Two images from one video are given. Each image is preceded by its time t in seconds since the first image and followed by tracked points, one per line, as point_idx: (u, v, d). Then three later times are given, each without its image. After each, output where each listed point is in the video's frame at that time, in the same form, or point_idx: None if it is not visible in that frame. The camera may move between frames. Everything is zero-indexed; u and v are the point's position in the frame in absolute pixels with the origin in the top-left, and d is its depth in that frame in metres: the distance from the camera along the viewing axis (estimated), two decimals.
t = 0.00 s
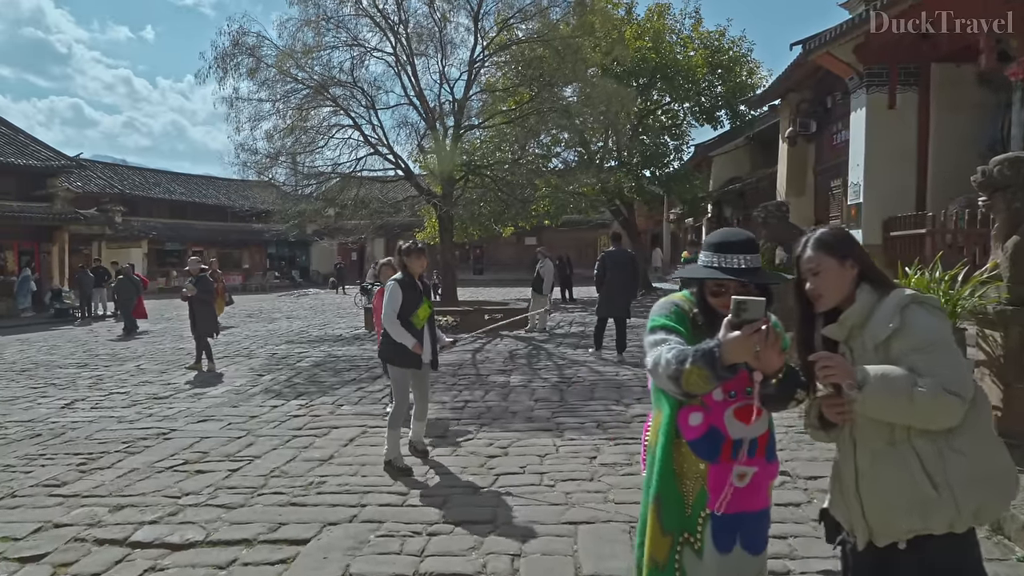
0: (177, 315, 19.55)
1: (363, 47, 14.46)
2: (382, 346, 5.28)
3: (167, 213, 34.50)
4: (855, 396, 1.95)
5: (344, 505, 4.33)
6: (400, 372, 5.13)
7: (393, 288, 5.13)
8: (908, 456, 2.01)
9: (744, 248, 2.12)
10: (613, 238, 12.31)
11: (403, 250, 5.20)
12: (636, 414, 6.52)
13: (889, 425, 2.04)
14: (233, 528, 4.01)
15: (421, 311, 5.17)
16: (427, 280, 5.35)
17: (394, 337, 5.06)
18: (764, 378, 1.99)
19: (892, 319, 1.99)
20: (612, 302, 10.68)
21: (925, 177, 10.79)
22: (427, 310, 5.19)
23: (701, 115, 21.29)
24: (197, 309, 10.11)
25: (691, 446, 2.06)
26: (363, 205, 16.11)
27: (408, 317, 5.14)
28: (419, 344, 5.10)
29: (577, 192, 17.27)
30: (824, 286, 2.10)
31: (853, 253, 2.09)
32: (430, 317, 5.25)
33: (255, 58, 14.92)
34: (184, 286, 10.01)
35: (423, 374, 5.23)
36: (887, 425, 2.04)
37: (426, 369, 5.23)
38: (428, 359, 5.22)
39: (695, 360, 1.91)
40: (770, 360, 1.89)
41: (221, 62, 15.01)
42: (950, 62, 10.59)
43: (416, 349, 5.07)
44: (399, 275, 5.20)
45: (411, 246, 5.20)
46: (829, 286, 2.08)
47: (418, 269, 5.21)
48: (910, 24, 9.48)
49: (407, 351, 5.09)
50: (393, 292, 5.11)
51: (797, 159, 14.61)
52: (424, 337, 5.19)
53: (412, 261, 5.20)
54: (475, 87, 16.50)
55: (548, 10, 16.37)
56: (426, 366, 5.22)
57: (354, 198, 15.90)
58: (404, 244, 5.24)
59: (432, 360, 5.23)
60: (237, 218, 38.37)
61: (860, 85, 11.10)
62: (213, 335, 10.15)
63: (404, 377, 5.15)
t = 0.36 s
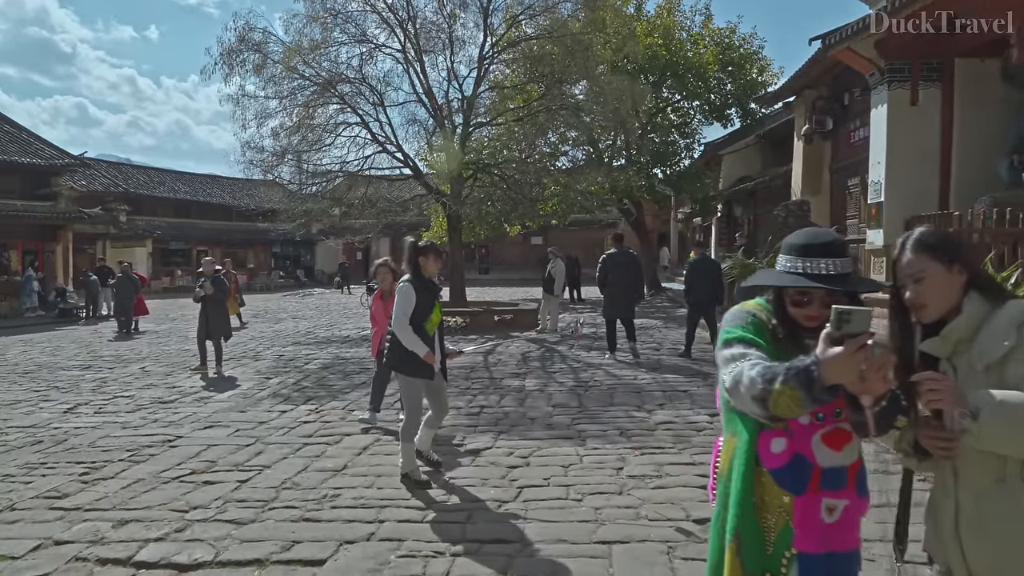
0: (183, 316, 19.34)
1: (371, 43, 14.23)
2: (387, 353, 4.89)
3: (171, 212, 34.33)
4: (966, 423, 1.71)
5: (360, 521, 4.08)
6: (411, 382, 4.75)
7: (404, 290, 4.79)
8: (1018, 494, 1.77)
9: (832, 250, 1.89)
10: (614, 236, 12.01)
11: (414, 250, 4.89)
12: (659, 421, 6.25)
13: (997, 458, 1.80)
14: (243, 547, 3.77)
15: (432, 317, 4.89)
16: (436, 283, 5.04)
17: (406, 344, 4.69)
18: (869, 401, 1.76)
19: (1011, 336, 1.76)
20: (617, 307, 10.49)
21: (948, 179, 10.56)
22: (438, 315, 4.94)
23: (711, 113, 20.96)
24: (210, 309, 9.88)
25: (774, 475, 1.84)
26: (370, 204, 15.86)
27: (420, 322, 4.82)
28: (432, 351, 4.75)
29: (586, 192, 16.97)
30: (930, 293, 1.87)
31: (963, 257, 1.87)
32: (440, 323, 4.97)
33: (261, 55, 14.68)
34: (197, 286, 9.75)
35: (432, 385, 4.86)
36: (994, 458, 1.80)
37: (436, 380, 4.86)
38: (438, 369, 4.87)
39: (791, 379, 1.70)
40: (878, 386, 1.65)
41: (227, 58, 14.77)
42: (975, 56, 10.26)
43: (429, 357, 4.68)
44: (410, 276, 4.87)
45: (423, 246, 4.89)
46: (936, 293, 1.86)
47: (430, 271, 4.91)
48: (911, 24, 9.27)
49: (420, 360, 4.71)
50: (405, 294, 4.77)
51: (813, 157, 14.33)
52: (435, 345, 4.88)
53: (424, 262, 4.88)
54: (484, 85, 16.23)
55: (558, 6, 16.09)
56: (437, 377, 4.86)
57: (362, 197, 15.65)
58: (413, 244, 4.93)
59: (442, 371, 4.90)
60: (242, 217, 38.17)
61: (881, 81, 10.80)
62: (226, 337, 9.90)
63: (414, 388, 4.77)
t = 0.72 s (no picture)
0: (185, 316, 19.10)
1: (375, 37, 13.98)
2: (393, 354, 4.64)
3: (174, 210, 34.13)
4: None
5: (366, 535, 3.84)
6: (419, 386, 4.50)
7: (412, 289, 4.52)
8: None
9: (918, 241, 1.64)
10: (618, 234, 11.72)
11: (423, 245, 4.63)
12: (678, 425, 5.99)
13: None
14: (242, 563, 3.53)
15: (441, 317, 4.64)
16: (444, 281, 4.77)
17: (415, 345, 4.43)
18: (966, 414, 1.53)
19: None
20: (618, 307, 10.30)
21: (967, 171, 10.24)
22: (447, 316, 4.69)
23: (719, 110, 20.66)
24: (217, 308, 9.62)
25: (850, 500, 1.63)
26: (374, 202, 15.63)
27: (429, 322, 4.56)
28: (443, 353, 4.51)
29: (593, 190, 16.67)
30: None
31: None
32: (448, 323, 4.72)
33: (263, 50, 14.42)
34: (201, 285, 9.51)
35: (439, 388, 4.63)
36: None
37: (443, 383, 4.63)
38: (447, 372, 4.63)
39: (879, 386, 1.46)
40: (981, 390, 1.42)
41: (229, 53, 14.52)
42: (995, 50, 10.03)
43: (440, 359, 4.45)
44: (418, 273, 4.60)
45: (433, 242, 4.62)
46: None
47: (439, 268, 4.64)
48: (911, 24, 9.52)
49: (430, 361, 4.48)
50: (413, 292, 4.51)
51: (826, 153, 14.05)
52: (444, 346, 4.64)
53: (433, 258, 4.62)
54: (489, 81, 15.93)
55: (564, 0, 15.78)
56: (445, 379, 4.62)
57: (366, 195, 15.41)
58: (421, 239, 4.66)
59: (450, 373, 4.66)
60: (245, 216, 37.93)
61: (898, 75, 10.48)
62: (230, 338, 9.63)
63: (422, 392, 4.51)
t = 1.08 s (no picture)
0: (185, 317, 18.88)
1: (377, 33, 13.73)
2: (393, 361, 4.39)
3: (175, 210, 33.94)
4: None
5: (365, 556, 3.58)
6: (421, 395, 4.26)
7: (414, 292, 4.26)
8: None
9: (1009, 238, 1.39)
10: (627, 234, 11.45)
11: (425, 246, 4.37)
12: (691, 434, 5.73)
13: None
14: None
15: (445, 322, 4.38)
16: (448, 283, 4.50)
17: (418, 353, 4.20)
18: None
19: None
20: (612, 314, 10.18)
21: (985, 170, 10.00)
22: (451, 322, 4.42)
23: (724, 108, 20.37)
24: (215, 313, 9.41)
25: (931, 550, 1.36)
26: (375, 201, 15.34)
27: (433, 328, 4.31)
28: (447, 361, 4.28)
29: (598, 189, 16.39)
30: None
31: None
32: (452, 328, 4.46)
33: (263, 45, 14.16)
34: (197, 287, 9.22)
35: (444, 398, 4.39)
36: None
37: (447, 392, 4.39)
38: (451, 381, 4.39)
39: (977, 414, 1.19)
40: None
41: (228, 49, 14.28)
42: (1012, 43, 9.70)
43: (444, 367, 4.22)
44: (420, 276, 4.34)
45: (436, 243, 4.36)
46: None
47: (443, 270, 4.38)
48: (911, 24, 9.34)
49: (433, 370, 4.24)
50: (415, 296, 4.24)
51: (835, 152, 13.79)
52: (448, 353, 4.39)
53: (436, 260, 4.36)
54: (493, 78, 15.64)
55: None
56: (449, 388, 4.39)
57: (367, 194, 15.15)
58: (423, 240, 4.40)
59: (454, 383, 4.42)
60: (247, 215, 37.72)
61: (913, 70, 10.19)
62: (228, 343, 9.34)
63: (425, 403, 4.27)
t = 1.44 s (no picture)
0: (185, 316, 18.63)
1: (380, 27, 13.46)
2: (395, 356, 4.14)
3: (176, 208, 33.72)
4: None
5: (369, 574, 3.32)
6: (424, 395, 4.00)
7: (425, 284, 4.01)
8: None
9: None
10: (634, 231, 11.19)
11: (439, 239, 4.12)
12: (710, 438, 5.47)
13: None
14: None
15: (455, 320, 4.11)
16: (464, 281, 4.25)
17: (423, 347, 3.95)
18: None
19: None
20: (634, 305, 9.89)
21: (1006, 166, 9.71)
22: (463, 319, 4.14)
23: (731, 104, 20.10)
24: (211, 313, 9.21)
25: None
26: (377, 198, 15.02)
27: (441, 324, 4.05)
28: (452, 360, 4.01)
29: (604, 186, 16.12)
30: None
31: None
32: (463, 328, 4.20)
33: (263, 39, 13.91)
34: (192, 285, 8.97)
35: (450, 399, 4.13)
36: None
37: (454, 393, 4.14)
38: (457, 382, 4.14)
39: None
40: None
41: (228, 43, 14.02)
42: None
43: (448, 365, 3.96)
44: (432, 269, 4.10)
45: (449, 236, 4.11)
46: None
47: (457, 265, 4.13)
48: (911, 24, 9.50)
49: (436, 367, 3.98)
50: (425, 287, 3.99)
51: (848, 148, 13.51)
52: (456, 353, 4.12)
53: (449, 254, 4.10)
54: (497, 74, 15.32)
55: None
56: (455, 389, 4.13)
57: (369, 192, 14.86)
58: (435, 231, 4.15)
59: (462, 386, 4.16)
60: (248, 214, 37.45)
61: (931, 62, 9.95)
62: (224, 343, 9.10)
63: (427, 403, 4.01)
